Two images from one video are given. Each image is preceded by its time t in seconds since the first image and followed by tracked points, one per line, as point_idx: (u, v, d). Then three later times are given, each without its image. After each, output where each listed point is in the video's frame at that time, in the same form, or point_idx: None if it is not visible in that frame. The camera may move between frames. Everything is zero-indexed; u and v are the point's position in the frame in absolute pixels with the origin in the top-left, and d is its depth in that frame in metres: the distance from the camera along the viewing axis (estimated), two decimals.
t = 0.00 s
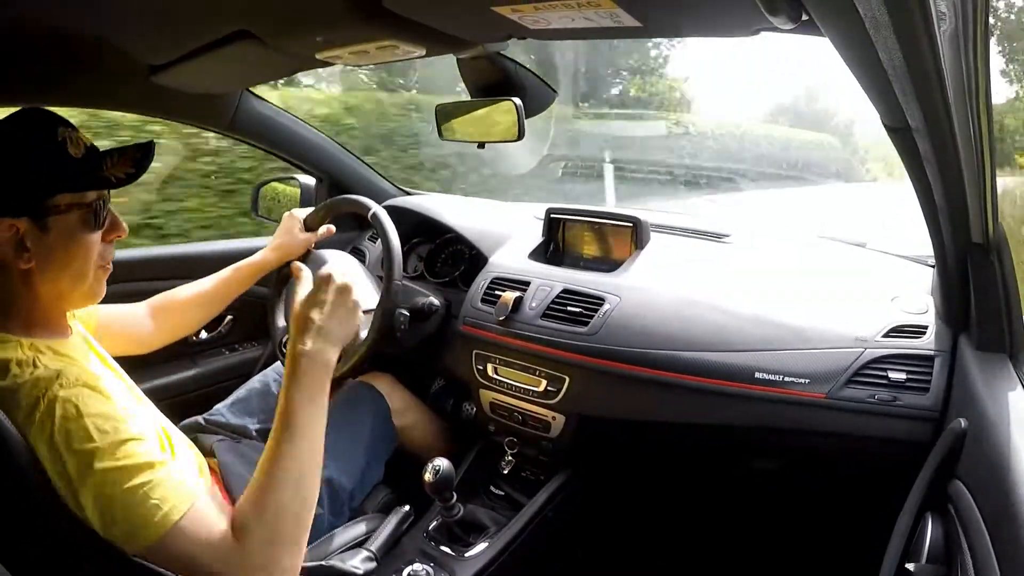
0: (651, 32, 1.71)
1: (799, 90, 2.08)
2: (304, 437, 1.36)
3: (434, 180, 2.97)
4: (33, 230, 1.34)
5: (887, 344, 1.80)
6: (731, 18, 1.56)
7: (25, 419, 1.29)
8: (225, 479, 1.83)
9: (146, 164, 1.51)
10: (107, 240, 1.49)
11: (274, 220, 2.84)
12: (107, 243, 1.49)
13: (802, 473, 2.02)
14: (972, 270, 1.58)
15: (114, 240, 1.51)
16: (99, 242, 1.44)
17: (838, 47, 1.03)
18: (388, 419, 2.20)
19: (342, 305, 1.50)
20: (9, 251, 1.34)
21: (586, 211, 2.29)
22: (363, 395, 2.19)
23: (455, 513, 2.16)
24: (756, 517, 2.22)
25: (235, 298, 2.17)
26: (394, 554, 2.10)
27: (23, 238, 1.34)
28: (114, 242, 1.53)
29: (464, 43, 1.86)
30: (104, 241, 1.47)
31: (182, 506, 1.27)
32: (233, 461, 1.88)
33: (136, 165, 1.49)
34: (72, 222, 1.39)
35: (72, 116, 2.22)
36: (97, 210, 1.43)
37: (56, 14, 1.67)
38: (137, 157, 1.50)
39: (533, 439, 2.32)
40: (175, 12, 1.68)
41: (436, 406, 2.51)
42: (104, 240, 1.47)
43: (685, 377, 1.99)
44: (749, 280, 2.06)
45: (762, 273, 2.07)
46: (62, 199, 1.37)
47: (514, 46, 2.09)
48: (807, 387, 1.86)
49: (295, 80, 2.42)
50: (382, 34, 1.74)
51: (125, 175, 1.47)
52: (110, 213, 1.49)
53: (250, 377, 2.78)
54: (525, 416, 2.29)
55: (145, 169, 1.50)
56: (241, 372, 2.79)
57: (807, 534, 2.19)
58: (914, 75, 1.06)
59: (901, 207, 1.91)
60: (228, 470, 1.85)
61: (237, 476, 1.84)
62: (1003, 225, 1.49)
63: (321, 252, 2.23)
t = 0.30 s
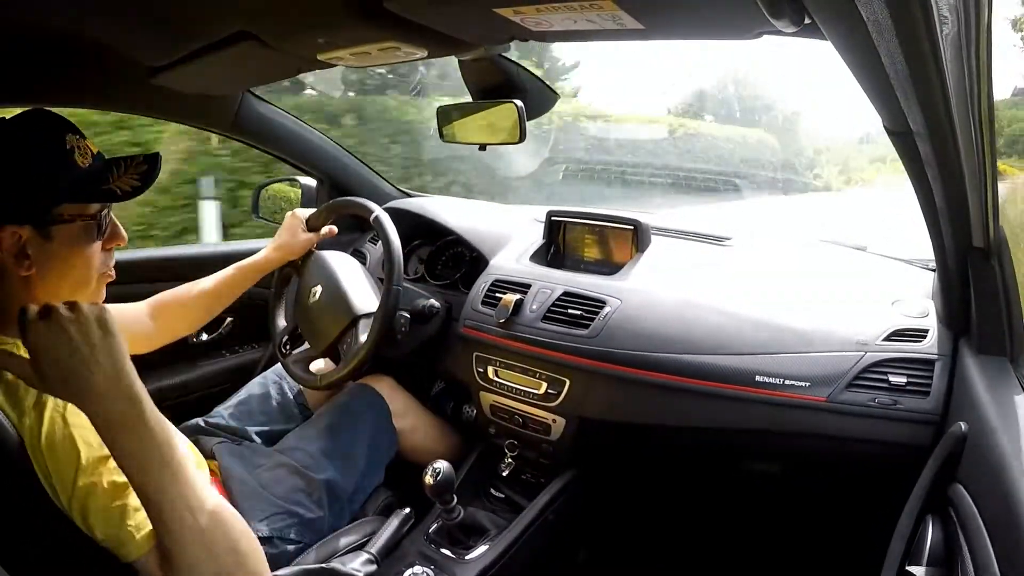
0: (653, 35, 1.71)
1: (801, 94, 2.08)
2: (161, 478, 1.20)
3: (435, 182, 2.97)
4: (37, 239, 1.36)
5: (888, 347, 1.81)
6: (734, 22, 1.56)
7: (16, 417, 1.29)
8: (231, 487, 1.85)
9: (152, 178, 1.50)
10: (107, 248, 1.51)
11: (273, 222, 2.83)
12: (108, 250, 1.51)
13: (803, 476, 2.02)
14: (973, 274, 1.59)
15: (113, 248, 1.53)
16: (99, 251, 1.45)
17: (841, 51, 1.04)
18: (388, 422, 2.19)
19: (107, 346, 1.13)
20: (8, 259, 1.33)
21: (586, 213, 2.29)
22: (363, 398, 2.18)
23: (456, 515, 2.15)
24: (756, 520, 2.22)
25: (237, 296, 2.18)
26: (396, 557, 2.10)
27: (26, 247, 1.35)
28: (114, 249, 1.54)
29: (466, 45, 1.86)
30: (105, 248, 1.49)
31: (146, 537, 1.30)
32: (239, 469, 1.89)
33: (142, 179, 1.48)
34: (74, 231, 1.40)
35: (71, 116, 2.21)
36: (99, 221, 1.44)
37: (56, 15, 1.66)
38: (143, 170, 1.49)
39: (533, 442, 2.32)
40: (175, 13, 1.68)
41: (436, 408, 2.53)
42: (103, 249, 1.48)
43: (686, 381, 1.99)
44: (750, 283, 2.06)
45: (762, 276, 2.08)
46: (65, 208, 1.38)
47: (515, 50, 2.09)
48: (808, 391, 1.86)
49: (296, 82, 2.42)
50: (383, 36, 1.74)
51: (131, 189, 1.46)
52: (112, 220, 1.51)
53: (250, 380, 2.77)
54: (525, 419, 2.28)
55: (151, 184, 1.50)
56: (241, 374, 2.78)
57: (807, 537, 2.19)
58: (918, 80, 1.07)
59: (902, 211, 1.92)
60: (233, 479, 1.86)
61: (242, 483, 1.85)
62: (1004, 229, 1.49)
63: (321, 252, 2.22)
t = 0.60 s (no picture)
0: (653, 40, 1.71)
1: (800, 99, 2.08)
2: (282, 475, 1.18)
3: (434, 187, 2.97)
4: (26, 241, 1.36)
5: (887, 352, 1.80)
6: (734, 28, 1.57)
7: (17, 422, 1.27)
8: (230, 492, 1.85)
9: (140, 170, 1.55)
10: (98, 245, 1.50)
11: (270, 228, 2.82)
12: (98, 248, 1.50)
13: (804, 480, 2.01)
14: (972, 276, 1.58)
15: (105, 246, 1.52)
16: (89, 249, 1.45)
17: (840, 55, 1.04)
18: (387, 428, 2.19)
19: (314, 325, 1.23)
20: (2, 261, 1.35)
21: (585, 218, 2.29)
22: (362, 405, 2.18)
23: (456, 521, 2.10)
24: (756, 523, 2.22)
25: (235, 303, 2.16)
26: (398, 562, 2.13)
27: (16, 249, 1.36)
28: (107, 246, 1.53)
29: (464, 50, 1.86)
30: (96, 246, 1.49)
31: (170, 527, 1.21)
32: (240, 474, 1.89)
33: (130, 173, 1.52)
34: (63, 231, 1.40)
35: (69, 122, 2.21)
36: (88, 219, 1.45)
37: (55, 20, 1.66)
38: (130, 165, 1.53)
39: (532, 448, 2.31)
40: (174, 18, 1.68)
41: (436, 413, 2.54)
42: (94, 246, 1.48)
43: (684, 386, 1.99)
44: (749, 288, 2.06)
45: (762, 282, 2.07)
46: (54, 209, 1.39)
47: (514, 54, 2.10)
48: (807, 396, 1.86)
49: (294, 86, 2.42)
50: (381, 40, 1.74)
51: (121, 183, 1.49)
52: (102, 218, 1.50)
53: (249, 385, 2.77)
54: (524, 424, 2.28)
55: (139, 177, 1.54)
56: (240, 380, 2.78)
57: (807, 542, 2.19)
58: (916, 85, 1.07)
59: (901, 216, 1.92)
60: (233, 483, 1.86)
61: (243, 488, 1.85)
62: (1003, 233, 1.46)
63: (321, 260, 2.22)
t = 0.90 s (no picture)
0: (653, 42, 1.71)
1: (800, 101, 2.08)
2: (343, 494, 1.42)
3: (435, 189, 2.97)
4: (23, 240, 1.37)
5: (887, 353, 1.80)
6: (733, 29, 1.57)
7: (20, 419, 1.30)
8: (227, 493, 1.82)
9: (133, 165, 1.57)
10: (94, 239, 1.53)
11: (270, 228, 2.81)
12: (93, 242, 1.52)
13: (803, 481, 2.01)
14: (971, 276, 1.57)
15: (99, 239, 1.55)
16: (84, 244, 1.47)
17: (838, 56, 1.04)
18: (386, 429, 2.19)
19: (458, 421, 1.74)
20: None
21: (584, 219, 2.29)
22: (361, 406, 2.18)
23: (456, 521, 2.07)
24: (756, 523, 2.23)
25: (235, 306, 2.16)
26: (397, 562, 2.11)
27: (15, 249, 1.37)
28: (102, 240, 1.56)
29: (463, 51, 1.86)
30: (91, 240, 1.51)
31: (173, 521, 1.26)
32: (237, 474, 1.87)
33: (122, 167, 1.55)
34: (59, 228, 1.42)
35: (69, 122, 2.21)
36: (81, 215, 1.46)
37: (56, 21, 1.67)
38: (123, 158, 1.55)
39: (532, 449, 2.31)
40: (174, 19, 1.68)
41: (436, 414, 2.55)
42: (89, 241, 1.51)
43: (684, 387, 1.99)
44: (748, 289, 2.06)
45: (761, 284, 2.07)
46: (48, 207, 1.40)
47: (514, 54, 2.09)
48: (806, 397, 1.85)
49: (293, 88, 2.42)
50: (380, 41, 1.74)
51: (114, 179, 1.52)
52: (97, 212, 1.53)
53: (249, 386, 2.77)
54: (523, 425, 2.28)
55: (131, 172, 1.56)
56: (240, 380, 2.78)
57: (805, 543, 2.19)
58: (914, 85, 1.07)
59: (900, 217, 1.93)
60: (230, 484, 1.83)
61: (239, 489, 1.82)
62: (1001, 234, 1.46)
63: (321, 261, 2.22)
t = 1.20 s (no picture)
0: (654, 37, 1.71)
1: (802, 97, 2.08)
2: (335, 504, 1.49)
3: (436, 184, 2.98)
4: (18, 234, 1.38)
5: (886, 348, 1.80)
6: (733, 24, 1.57)
7: (20, 411, 1.31)
8: (227, 488, 1.83)
9: (124, 158, 1.55)
10: (90, 232, 1.52)
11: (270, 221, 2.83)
12: (90, 234, 1.52)
13: (802, 475, 2.02)
14: (971, 271, 1.57)
15: (96, 233, 1.55)
16: (79, 237, 1.47)
17: (837, 51, 1.03)
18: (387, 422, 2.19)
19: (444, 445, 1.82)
20: None
21: (584, 213, 2.29)
22: (362, 398, 2.18)
23: (455, 516, 2.05)
24: (756, 516, 2.24)
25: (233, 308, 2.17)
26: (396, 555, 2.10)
27: (9, 244, 1.37)
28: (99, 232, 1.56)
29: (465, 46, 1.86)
30: (87, 233, 1.51)
31: (175, 512, 1.29)
32: (237, 468, 1.88)
33: (114, 159, 1.53)
34: (52, 221, 1.43)
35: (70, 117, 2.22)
36: (75, 207, 1.47)
37: (55, 15, 1.66)
38: (113, 151, 1.53)
39: (532, 443, 2.32)
40: (174, 14, 1.68)
41: (436, 408, 2.56)
42: (85, 234, 1.50)
43: (684, 382, 1.99)
44: (748, 284, 2.07)
45: (760, 279, 2.08)
46: (40, 200, 1.40)
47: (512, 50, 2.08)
48: (807, 392, 1.85)
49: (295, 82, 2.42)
50: (381, 36, 1.74)
51: (106, 170, 1.50)
52: (91, 206, 1.52)
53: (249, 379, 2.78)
54: (523, 419, 2.29)
55: (122, 164, 1.54)
56: (241, 374, 2.79)
57: (804, 535, 2.20)
58: (912, 81, 1.07)
59: (900, 213, 1.93)
60: (230, 478, 1.84)
61: (239, 483, 1.83)
62: (1001, 229, 1.45)
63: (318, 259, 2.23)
